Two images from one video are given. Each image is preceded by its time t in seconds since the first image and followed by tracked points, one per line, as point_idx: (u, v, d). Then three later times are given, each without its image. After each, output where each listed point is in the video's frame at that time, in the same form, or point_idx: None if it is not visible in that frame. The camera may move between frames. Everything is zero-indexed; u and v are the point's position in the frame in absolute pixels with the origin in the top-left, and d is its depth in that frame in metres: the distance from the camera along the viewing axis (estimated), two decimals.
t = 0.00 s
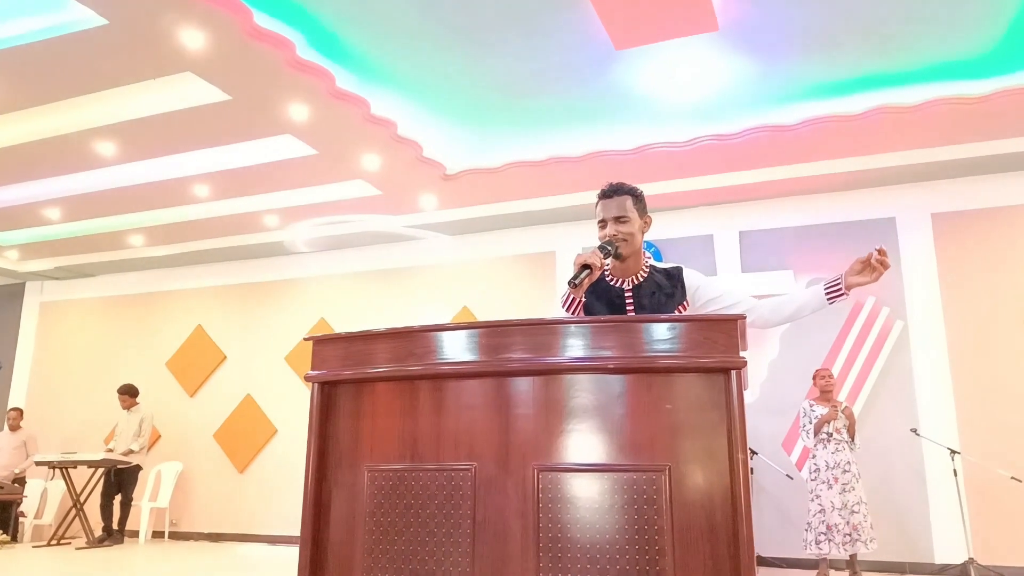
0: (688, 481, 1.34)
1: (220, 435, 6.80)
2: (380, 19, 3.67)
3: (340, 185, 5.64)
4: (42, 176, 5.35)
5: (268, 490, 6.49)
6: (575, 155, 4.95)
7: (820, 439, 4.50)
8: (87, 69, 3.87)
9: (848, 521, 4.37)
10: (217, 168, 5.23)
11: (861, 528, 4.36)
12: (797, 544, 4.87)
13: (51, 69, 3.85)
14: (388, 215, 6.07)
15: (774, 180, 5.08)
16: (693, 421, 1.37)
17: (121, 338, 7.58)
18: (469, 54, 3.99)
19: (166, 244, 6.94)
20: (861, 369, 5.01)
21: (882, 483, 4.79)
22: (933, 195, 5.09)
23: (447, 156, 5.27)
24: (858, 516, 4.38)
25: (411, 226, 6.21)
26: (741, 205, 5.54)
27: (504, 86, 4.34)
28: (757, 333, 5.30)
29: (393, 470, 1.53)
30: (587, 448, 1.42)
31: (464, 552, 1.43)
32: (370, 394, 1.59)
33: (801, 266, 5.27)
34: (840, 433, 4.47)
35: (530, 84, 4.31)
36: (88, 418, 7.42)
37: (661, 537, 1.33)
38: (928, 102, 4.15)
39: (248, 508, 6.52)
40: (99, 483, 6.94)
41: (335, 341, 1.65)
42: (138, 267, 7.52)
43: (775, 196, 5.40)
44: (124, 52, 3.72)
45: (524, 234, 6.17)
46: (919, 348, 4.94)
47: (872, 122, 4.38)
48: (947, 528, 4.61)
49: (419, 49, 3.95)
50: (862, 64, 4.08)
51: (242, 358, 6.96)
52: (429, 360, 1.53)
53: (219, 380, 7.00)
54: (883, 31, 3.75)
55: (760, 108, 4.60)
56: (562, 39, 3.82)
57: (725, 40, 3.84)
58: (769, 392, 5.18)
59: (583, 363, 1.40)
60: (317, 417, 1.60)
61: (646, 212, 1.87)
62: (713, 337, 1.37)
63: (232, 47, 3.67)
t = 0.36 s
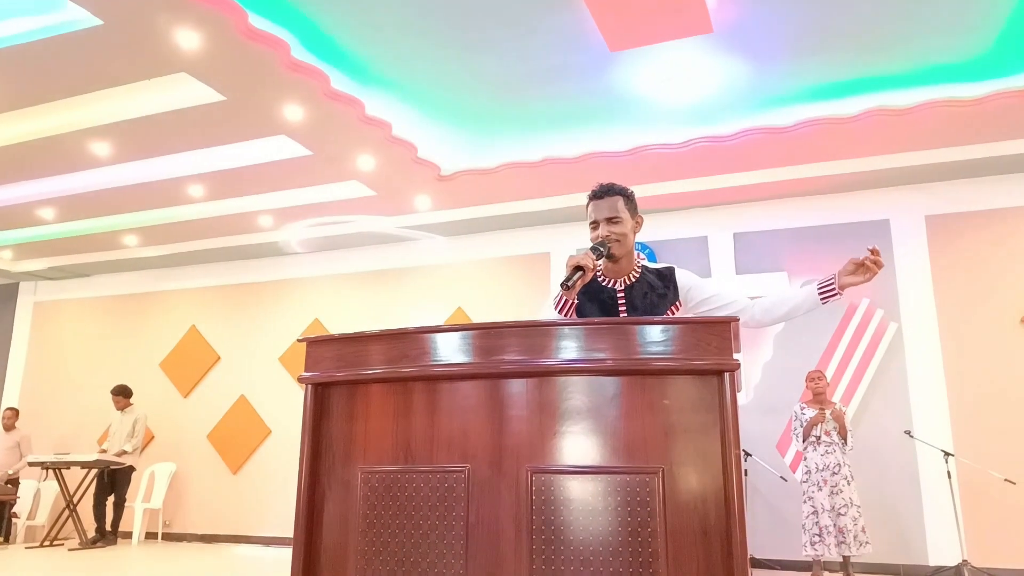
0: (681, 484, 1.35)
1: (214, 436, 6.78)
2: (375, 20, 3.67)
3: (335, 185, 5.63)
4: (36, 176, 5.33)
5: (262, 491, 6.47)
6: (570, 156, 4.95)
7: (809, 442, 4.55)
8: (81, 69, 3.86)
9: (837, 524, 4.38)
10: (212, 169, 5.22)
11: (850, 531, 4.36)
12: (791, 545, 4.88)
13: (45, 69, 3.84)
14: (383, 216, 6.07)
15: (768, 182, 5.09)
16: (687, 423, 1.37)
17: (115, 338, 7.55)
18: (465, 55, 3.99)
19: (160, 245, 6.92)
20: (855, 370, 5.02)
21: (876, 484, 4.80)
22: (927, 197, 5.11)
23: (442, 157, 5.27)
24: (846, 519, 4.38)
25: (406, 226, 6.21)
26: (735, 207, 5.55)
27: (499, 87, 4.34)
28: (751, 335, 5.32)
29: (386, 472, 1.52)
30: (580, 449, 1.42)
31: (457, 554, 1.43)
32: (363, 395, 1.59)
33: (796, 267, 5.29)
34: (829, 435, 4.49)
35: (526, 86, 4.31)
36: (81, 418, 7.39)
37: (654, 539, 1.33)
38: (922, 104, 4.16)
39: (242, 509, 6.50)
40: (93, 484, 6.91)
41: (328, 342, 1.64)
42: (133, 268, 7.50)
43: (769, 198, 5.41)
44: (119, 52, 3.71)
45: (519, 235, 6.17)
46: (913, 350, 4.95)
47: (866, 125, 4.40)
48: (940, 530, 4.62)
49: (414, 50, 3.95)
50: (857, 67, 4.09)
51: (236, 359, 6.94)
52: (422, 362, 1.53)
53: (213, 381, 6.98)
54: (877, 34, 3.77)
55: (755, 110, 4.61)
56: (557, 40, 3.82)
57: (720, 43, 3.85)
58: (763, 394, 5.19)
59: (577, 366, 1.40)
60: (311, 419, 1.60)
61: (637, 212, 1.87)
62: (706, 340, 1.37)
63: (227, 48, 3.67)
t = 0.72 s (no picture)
0: (679, 486, 1.35)
1: (211, 438, 6.77)
2: (372, 22, 3.67)
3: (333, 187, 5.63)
4: (34, 178, 5.31)
5: (259, 492, 6.46)
6: (568, 158, 4.95)
7: (803, 445, 4.56)
8: (79, 71, 3.86)
9: (824, 526, 4.38)
10: (209, 170, 5.22)
11: (836, 534, 4.33)
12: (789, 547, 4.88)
13: (42, 71, 3.83)
14: (381, 217, 6.07)
15: (765, 184, 5.10)
16: (684, 425, 1.37)
17: (112, 340, 7.53)
18: (462, 56, 3.99)
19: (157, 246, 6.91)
20: (852, 372, 5.03)
21: (874, 486, 4.81)
22: (924, 199, 5.12)
23: (440, 159, 5.28)
24: (833, 522, 4.36)
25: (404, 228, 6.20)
26: (733, 208, 5.55)
27: (497, 89, 4.34)
28: (748, 336, 5.32)
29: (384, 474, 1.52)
30: (578, 451, 1.42)
31: (455, 556, 1.42)
32: (361, 397, 1.59)
33: (793, 269, 5.29)
34: (821, 437, 4.49)
35: (523, 87, 4.31)
36: (79, 420, 7.38)
37: (652, 540, 1.33)
38: (919, 106, 4.17)
39: (240, 511, 6.49)
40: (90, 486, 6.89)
41: (325, 344, 1.64)
42: (130, 269, 7.48)
43: (767, 200, 5.42)
44: (117, 54, 3.71)
45: (516, 236, 6.17)
46: (910, 351, 4.96)
47: (863, 127, 4.41)
48: (938, 531, 4.63)
49: (412, 52, 3.95)
50: (854, 68, 4.10)
51: (234, 361, 6.93)
52: (419, 364, 1.52)
53: (210, 383, 6.96)
54: (874, 36, 3.77)
55: (752, 112, 4.62)
56: (555, 42, 3.83)
57: (717, 45, 3.85)
58: (761, 395, 5.20)
59: (574, 368, 1.40)
60: (308, 421, 1.60)
61: (629, 212, 1.87)
62: (703, 342, 1.37)
63: (225, 50, 3.66)
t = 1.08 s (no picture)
0: (679, 486, 1.35)
1: (212, 442, 6.76)
2: (369, 24, 3.67)
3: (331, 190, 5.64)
4: (33, 184, 5.32)
5: (261, 496, 6.46)
6: (566, 159, 4.96)
7: (803, 443, 4.57)
8: (76, 76, 3.86)
9: (822, 525, 4.39)
10: (208, 174, 5.22)
11: (833, 533, 4.33)
12: (790, 546, 4.88)
13: (40, 77, 3.83)
14: (379, 220, 6.07)
15: (763, 183, 5.11)
16: (684, 425, 1.38)
17: (112, 345, 7.53)
18: (459, 58, 3.99)
19: (156, 251, 6.91)
20: (851, 370, 5.04)
21: (875, 484, 4.81)
22: (921, 197, 5.13)
23: (438, 161, 5.28)
24: (831, 520, 4.36)
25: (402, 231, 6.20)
26: (731, 208, 5.56)
27: (495, 91, 4.34)
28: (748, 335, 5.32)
29: (384, 476, 1.52)
30: (578, 452, 1.42)
31: (456, 557, 1.43)
32: (361, 399, 1.59)
33: (791, 268, 5.30)
34: (820, 436, 4.49)
35: (521, 88, 4.32)
36: (79, 425, 7.37)
37: (652, 540, 1.33)
38: (916, 104, 4.18)
39: (241, 515, 6.49)
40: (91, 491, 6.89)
41: (325, 347, 1.64)
42: (129, 274, 7.48)
43: (764, 199, 5.42)
44: (114, 59, 3.71)
45: (515, 237, 6.17)
46: (909, 349, 4.97)
47: (860, 125, 4.41)
48: (939, 529, 4.63)
49: (410, 54, 3.95)
50: (850, 67, 4.10)
51: (233, 365, 6.93)
52: (419, 365, 1.53)
53: (210, 387, 6.96)
54: (870, 34, 3.78)
55: (749, 112, 4.63)
56: (552, 43, 3.83)
57: (714, 44, 3.86)
58: (760, 394, 5.20)
59: (573, 368, 1.41)
60: (309, 422, 1.60)
61: (629, 215, 1.87)
62: (703, 341, 1.38)
63: (222, 54, 3.67)
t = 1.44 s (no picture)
0: (682, 484, 1.35)
1: (215, 443, 6.78)
2: (369, 26, 3.67)
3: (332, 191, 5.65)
4: (35, 187, 5.33)
5: (264, 497, 6.47)
6: (567, 159, 4.96)
7: (806, 441, 4.56)
8: (78, 80, 3.87)
9: (829, 523, 4.37)
10: (209, 176, 5.23)
11: (842, 531, 4.32)
12: (794, 543, 4.88)
13: (42, 81, 3.85)
14: (381, 221, 6.08)
15: (764, 181, 5.11)
16: (687, 423, 1.38)
17: (115, 348, 7.55)
18: (459, 59, 4.00)
19: (159, 254, 6.93)
20: (854, 368, 5.03)
21: (878, 482, 4.81)
22: (922, 193, 5.13)
23: (439, 162, 5.29)
24: (838, 518, 4.35)
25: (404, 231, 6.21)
26: (732, 206, 5.56)
27: (495, 91, 4.35)
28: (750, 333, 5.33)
29: (387, 476, 1.53)
30: (581, 451, 1.43)
31: (461, 556, 1.43)
32: (364, 400, 1.60)
33: (793, 266, 5.30)
34: (825, 434, 4.49)
35: (521, 88, 4.32)
36: (83, 428, 7.40)
37: (656, 539, 1.33)
38: (916, 101, 4.17)
39: (245, 516, 6.50)
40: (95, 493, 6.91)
41: (327, 348, 1.65)
42: (132, 277, 7.50)
43: (765, 197, 5.42)
44: (116, 63, 3.72)
45: (516, 237, 6.18)
46: (912, 346, 4.96)
47: (860, 122, 4.41)
48: (943, 526, 4.63)
49: (410, 55, 3.96)
50: (850, 64, 4.10)
51: (237, 367, 6.94)
52: (421, 366, 1.53)
53: (213, 388, 6.98)
54: (870, 31, 3.78)
55: (749, 109, 4.63)
56: (552, 42, 3.83)
57: (714, 43, 3.86)
58: (763, 392, 5.20)
59: (575, 367, 1.41)
60: (311, 423, 1.61)
61: (639, 217, 1.88)
62: (704, 339, 1.38)
63: (222, 56, 3.67)
